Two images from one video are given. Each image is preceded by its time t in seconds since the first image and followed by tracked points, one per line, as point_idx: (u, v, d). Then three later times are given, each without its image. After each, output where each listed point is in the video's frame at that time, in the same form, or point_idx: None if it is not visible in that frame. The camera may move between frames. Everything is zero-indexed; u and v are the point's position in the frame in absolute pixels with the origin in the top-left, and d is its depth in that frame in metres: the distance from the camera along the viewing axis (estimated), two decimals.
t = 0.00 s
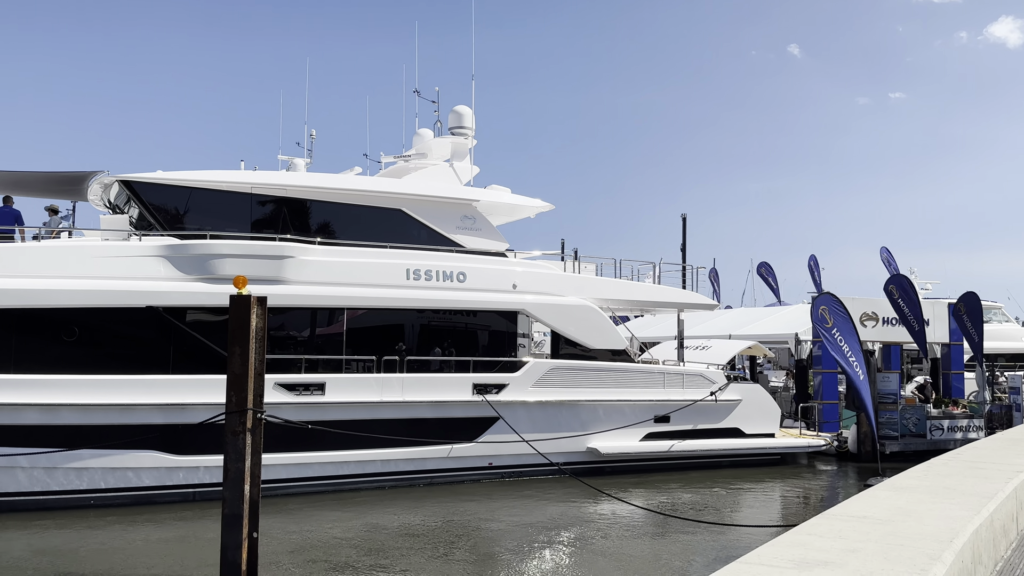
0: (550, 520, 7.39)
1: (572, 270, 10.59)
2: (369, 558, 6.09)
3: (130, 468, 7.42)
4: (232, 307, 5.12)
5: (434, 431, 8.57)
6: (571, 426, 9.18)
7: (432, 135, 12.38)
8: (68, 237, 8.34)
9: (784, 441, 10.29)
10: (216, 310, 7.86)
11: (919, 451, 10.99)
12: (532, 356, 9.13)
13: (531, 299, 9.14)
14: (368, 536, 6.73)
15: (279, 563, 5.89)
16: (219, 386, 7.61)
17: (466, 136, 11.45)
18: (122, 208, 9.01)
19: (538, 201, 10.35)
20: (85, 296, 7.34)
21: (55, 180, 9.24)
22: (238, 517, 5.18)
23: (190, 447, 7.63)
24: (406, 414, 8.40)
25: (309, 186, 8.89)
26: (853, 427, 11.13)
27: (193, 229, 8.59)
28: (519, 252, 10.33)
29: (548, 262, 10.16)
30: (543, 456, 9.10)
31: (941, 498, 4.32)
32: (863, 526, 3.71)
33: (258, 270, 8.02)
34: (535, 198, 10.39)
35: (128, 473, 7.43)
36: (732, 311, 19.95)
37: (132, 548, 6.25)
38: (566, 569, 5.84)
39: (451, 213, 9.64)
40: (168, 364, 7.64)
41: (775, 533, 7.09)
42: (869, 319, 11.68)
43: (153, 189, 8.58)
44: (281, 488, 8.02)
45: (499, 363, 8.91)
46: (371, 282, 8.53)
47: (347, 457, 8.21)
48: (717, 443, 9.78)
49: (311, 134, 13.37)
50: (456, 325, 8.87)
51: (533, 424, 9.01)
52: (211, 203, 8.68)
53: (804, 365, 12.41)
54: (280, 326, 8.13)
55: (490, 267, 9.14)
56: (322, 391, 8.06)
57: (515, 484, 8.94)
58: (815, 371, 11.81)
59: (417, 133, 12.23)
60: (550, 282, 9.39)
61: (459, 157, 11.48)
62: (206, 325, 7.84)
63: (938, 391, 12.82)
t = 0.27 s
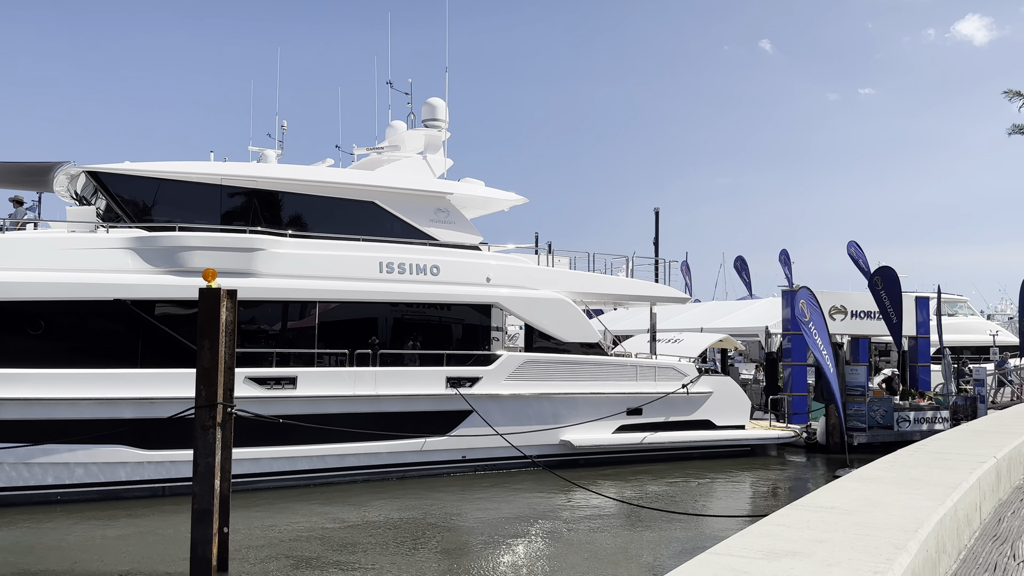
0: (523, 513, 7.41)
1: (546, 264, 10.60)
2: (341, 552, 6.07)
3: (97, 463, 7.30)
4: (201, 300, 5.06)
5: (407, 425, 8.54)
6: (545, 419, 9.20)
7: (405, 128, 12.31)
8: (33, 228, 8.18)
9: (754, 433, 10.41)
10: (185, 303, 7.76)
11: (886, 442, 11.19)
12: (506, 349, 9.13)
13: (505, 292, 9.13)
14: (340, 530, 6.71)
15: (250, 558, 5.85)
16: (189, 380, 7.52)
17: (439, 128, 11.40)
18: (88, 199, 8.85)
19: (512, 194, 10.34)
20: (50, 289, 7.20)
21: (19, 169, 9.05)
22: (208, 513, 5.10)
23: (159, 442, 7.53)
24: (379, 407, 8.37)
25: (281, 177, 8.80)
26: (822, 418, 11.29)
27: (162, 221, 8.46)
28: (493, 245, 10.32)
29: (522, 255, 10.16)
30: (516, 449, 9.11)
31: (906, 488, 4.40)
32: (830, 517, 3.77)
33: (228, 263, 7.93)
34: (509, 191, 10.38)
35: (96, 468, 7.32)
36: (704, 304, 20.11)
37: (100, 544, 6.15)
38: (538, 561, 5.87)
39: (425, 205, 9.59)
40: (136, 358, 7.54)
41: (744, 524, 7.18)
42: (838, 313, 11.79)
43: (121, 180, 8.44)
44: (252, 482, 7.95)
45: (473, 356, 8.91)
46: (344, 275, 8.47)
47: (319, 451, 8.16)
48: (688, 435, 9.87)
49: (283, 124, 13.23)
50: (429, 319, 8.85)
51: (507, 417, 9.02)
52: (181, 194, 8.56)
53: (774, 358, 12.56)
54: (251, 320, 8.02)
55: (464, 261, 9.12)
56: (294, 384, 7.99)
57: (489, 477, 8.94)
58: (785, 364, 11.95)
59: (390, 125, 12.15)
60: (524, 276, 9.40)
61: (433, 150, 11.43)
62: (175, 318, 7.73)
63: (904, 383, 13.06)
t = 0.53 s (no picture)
0: (491, 506, 7.42)
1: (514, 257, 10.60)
2: (307, 547, 6.02)
3: (57, 459, 7.16)
4: (164, 293, 4.96)
5: (375, 419, 8.50)
6: (513, 413, 9.22)
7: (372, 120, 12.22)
8: None
9: (719, 425, 10.53)
10: (148, 296, 7.66)
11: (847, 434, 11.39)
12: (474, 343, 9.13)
13: (473, 286, 9.12)
14: (307, 526, 6.66)
15: (215, 554, 5.79)
16: (151, 374, 7.40)
17: (407, 121, 11.33)
18: (47, 190, 8.65)
19: (481, 188, 10.32)
20: (8, 282, 7.04)
21: None
22: (172, 509, 5.02)
23: (122, 437, 7.40)
24: (346, 402, 8.31)
25: (246, 169, 8.68)
26: (786, 410, 11.46)
27: (124, 212, 8.31)
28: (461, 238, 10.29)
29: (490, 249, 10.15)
30: (485, 443, 9.11)
31: (867, 479, 4.49)
32: (793, 508, 3.82)
33: (192, 255, 7.82)
34: (477, 184, 10.36)
35: (56, 464, 7.17)
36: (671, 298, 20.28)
37: (60, 541, 6.03)
38: (506, 554, 5.89)
39: (392, 198, 9.53)
40: (97, 351, 7.41)
41: (709, 515, 7.27)
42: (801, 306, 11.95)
43: (81, 171, 8.27)
44: (217, 478, 7.85)
45: (441, 350, 8.90)
46: (310, 269, 8.39)
47: (285, 446, 8.08)
48: (655, 428, 9.96)
49: (248, 115, 13.04)
50: (397, 313, 8.80)
51: (475, 411, 9.02)
52: (143, 185, 8.41)
53: (739, 351, 12.71)
54: (215, 313, 7.95)
55: (432, 254, 9.09)
56: (259, 378, 7.92)
57: (457, 471, 8.93)
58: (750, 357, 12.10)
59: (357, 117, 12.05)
60: (492, 269, 9.39)
61: (401, 142, 11.36)
62: (137, 312, 7.63)
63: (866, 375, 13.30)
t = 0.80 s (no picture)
0: (453, 500, 7.42)
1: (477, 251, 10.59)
2: (267, 544, 5.96)
3: (9, 456, 6.98)
4: (119, 287, 4.85)
5: (336, 413, 8.44)
6: (476, 406, 9.22)
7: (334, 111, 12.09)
8: None
9: (680, 417, 10.66)
10: (103, 290, 7.50)
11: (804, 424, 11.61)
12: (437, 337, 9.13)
13: (436, 280, 9.08)
14: (267, 521, 6.59)
15: (173, 552, 5.70)
16: (107, 369, 7.25)
17: (369, 112, 11.23)
18: None
19: (444, 181, 10.28)
20: None
21: None
22: (129, 506, 4.93)
23: (77, 434, 7.24)
24: (307, 396, 8.23)
25: (205, 160, 8.54)
26: (744, 402, 11.64)
27: (78, 204, 8.11)
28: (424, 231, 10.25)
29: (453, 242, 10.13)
30: (448, 436, 9.10)
31: (822, 469, 4.58)
32: (750, 497, 3.89)
33: (148, 248, 7.67)
34: (441, 177, 10.32)
35: (8, 462, 7.00)
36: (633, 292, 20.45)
37: (12, 541, 5.89)
38: (469, 547, 5.91)
39: (354, 190, 9.45)
40: (51, 346, 7.22)
41: (670, 505, 7.37)
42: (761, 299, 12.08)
43: (33, 161, 8.06)
44: (175, 474, 7.73)
45: (404, 344, 8.87)
46: (271, 262, 8.29)
47: (245, 441, 7.98)
48: (617, 420, 10.04)
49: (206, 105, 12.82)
50: (359, 306, 8.75)
51: (437, 405, 9.00)
52: (98, 176, 8.22)
53: (700, 344, 12.86)
54: (173, 307, 7.81)
55: (394, 247, 9.03)
56: (217, 373, 7.80)
57: (420, 465, 8.91)
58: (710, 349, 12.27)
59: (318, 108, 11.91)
60: (455, 263, 9.37)
61: (363, 134, 11.26)
62: (92, 306, 7.46)
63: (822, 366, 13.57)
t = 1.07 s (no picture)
0: (410, 493, 7.40)
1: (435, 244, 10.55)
2: (221, 540, 5.89)
3: None
4: (66, 279, 4.72)
5: (291, 408, 8.35)
6: (433, 400, 9.19)
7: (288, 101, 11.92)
8: None
9: (635, 409, 10.77)
10: (48, 283, 7.30)
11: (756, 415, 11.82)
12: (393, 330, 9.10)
13: (393, 273, 9.02)
14: (221, 518, 6.51)
15: (123, 549, 5.59)
16: (54, 363, 7.06)
17: (325, 103, 11.09)
18: None
19: (402, 173, 10.22)
20: None
21: None
22: (77, 503, 4.82)
23: (22, 430, 7.04)
24: (261, 391, 8.13)
25: (155, 150, 8.36)
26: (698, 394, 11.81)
27: (22, 194, 7.88)
28: (381, 224, 10.18)
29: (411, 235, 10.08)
30: (405, 430, 9.06)
31: (773, 459, 4.68)
32: (703, 487, 3.96)
33: (97, 239, 7.51)
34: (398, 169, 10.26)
35: None
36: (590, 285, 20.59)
37: None
38: (426, 540, 5.91)
39: (309, 181, 9.31)
40: None
41: (625, 496, 7.46)
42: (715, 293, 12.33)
43: None
44: (125, 470, 7.56)
45: (361, 337, 8.82)
46: (224, 254, 8.16)
47: (198, 436, 7.85)
48: (573, 413, 10.11)
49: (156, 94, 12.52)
50: (315, 300, 8.66)
51: (394, 399, 8.96)
52: (44, 165, 7.99)
53: (655, 337, 13.01)
54: (122, 301, 7.66)
55: (351, 240, 8.95)
56: (168, 367, 7.65)
57: (377, 459, 8.86)
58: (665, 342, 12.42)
59: (272, 98, 11.73)
60: (412, 256, 9.33)
61: (318, 125, 11.12)
62: (37, 299, 7.25)
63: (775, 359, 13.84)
